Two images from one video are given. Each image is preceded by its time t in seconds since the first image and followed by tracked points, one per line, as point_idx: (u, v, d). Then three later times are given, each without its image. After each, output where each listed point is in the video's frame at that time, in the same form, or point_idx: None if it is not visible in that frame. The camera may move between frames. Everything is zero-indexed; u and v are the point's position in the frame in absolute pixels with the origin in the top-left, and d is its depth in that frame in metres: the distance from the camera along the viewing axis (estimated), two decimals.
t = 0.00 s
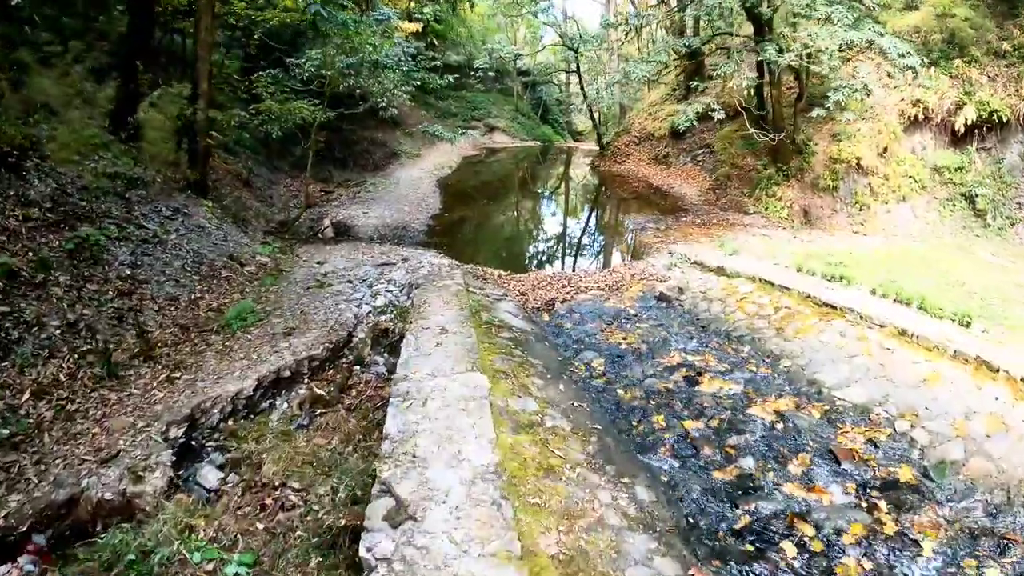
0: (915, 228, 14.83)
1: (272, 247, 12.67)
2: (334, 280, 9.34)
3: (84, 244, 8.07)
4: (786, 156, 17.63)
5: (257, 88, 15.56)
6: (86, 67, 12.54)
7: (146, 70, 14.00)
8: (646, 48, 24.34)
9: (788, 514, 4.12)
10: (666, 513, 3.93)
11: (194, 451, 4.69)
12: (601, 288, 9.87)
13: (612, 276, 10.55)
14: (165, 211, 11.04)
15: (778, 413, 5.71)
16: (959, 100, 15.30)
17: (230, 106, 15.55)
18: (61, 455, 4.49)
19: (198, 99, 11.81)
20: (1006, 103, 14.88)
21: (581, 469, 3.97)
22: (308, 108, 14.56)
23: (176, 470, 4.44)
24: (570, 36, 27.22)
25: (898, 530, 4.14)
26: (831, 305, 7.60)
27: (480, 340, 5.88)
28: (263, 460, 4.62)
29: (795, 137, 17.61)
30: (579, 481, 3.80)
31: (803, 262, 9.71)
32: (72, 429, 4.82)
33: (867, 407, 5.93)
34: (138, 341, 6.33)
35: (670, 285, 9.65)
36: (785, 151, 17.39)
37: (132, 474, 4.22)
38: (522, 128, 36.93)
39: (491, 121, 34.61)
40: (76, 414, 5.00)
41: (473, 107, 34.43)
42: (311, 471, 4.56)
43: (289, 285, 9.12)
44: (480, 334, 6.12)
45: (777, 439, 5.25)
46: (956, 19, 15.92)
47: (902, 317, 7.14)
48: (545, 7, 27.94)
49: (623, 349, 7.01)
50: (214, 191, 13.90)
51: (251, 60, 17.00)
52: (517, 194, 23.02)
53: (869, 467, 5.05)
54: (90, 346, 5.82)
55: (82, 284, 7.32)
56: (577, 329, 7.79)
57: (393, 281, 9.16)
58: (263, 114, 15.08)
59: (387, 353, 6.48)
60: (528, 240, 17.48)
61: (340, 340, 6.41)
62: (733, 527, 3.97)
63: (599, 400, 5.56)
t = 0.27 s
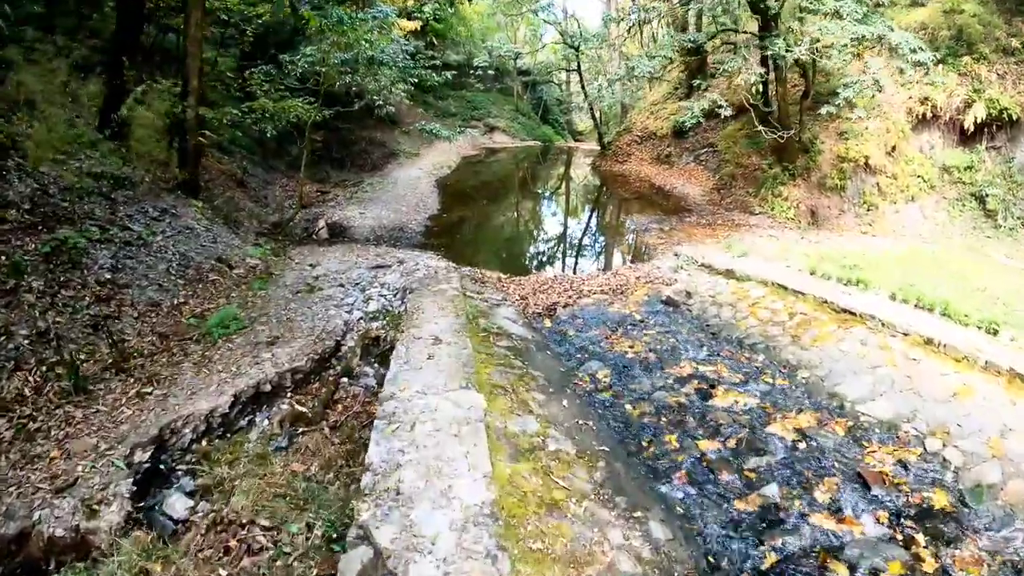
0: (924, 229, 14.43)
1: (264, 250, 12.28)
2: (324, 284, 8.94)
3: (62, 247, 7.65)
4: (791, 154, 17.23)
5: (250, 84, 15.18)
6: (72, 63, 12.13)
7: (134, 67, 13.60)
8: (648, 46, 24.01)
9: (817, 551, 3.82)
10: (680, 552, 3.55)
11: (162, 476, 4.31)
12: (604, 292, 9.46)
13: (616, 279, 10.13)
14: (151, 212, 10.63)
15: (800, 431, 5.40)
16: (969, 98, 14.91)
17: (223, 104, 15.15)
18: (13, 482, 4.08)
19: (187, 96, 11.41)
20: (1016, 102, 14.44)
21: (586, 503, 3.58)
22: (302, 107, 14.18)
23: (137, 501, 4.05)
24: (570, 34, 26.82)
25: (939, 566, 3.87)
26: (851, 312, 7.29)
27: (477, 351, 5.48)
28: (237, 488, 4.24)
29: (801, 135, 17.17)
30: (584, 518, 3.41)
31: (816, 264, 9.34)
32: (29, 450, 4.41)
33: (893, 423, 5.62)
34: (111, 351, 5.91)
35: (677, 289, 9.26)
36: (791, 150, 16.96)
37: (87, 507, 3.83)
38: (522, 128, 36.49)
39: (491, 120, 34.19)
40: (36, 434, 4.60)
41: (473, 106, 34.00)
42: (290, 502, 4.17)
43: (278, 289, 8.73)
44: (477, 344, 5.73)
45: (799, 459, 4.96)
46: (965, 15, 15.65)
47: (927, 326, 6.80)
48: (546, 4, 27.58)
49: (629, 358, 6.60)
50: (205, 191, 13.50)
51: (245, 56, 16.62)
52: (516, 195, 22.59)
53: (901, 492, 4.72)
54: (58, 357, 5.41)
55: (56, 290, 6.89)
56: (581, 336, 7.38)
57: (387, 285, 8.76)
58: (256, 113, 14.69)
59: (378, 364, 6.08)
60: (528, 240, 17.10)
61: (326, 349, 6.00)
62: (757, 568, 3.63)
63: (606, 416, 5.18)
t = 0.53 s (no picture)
0: (932, 234, 14.22)
1: (261, 255, 12.01)
2: (320, 292, 8.66)
3: (49, 254, 7.34)
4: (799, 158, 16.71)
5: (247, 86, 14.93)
6: (64, 64, 11.85)
7: (128, 67, 13.32)
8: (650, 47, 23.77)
9: None
10: None
11: (146, 506, 4.06)
12: (609, 300, 9.18)
13: (620, 286, 9.85)
14: (144, 216, 10.34)
15: (820, 453, 5.16)
16: (976, 101, 14.71)
17: (220, 105, 14.89)
18: None
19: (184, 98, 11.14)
20: None
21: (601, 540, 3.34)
22: (301, 108, 13.95)
23: (116, 537, 3.78)
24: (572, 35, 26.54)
25: None
26: (867, 323, 7.04)
27: (479, 367, 5.20)
28: (225, 520, 3.99)
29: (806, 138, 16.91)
30: (598, 559, 3.17)
31: (828, 272, 9.07)
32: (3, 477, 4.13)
33: (916, 443, 5.37)
34: (95, 366, 5.63)
35: (684, 297, 8.99)
36: (797, 153, 16.67)
37: (63, 544, 3.57)
38: (523, 129, 36.17)
39: (491, 122, 33.88)
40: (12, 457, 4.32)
41: (473, 107, 33.69)
42: (281, 537, 3.90)
43: (272, 297, 8.48)
44: (479, 359, 5.46)
45: (819, 484, 4.69)
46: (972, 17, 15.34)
47: (946, 339, 6.56)
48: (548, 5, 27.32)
49: (637, 372, 6.31)
50: (202, 195, 13.23)
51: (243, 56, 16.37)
52: (517, 197, 22.31)
53: (928, 520, 4.45)
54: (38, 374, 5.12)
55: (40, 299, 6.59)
56: (586, 347, 7.09)
57: (385, 293, 8.49)
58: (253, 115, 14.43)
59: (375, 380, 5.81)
60: (529, 243, 16.83)
61: (320, 363, 5.71)
62: None
63: (615, 437, 4.91)
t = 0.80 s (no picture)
0: (940, 236, 13.96)
1: (258, 256, 11.73)
2: (316, 295, 8.37)
3: (35, 255, 7.02)
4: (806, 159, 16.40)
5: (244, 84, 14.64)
6: (57, 62, 11.59)
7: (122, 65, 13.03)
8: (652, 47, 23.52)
9: None
10: None
11: (123, 529, 3.80)
12: (615, 303, 8.87)
13: (627, 289, 9.55)
14: (137, 216, 10.03)
15: (844, 468, 4.87)
16: (984, 101, 14.46)
17: (217, 104, 14.63)
18: None
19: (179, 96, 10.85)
20: None
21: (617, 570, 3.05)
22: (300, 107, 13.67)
23: (88, 567, 3.50)
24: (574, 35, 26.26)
25: None
26: (886, 329, 6.77)
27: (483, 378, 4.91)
28: (208, 545, 3.72)
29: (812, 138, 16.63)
30: None
31: (841, 275, 8.78)
32: None
33: (943, 457, 5.07)
34: (78, 374, 5.33)
35: (693, 300, 8.70)
36: (803, 153, 16.38)
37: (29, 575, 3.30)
38: (523, 130, 35.87)
39: (491, 123, 33.60)
40: None
41: (473, 108, 33.40)
42: (267, 564, 3.61)
43: (266, 301, 8.20)
44: (481, 368, 5.18)
45: (845, 502, 4.40)
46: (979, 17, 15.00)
47: (970, 346, 6.27)
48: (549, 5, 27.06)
49: (647, 380, 6.01)
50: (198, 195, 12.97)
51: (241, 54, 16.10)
52: (517, 198, 22.03)
53: (961, 540, 4.14)
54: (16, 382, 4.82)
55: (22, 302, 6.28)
56: (593, 353, 6.79)
57: (383, 296, 8.19)
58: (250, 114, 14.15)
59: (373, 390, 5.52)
60: (530, 245, 16.54)
61: (313, 372, 5.41)
62: None
63: (627, 451, 4.62)
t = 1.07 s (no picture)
0: (945, 239, 13.75)
1: (252, 258, 11.47)
2: (309, 299, 8.11)
3: (18, 258, 6.75)
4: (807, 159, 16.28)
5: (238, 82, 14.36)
6: (45, 59, 11.32)
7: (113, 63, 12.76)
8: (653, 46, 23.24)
9: None
10: None
11: (97, 553, 3.55)
12: (618, 307, 8.63)
13: (630, 293, 9.30)
14: (127, 217, 9.76)
15: (861, 486, 4.64)
16: (990, 101, 14.14)
17: (211, 103, 14.37)
18: None
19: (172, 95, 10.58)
20: None
21: None
22: (295, 106, 13.40)
23: None
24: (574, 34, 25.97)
25: None
26: (899, 337, 6.55)
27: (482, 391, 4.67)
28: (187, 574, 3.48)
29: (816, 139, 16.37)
30: None
31: (850, 279, 8.55)
32: None
33: (965, 473, 4.82)
34: (58, 385, 5.07)
35: (698, 305, 8.44)
36: (807, 154, 16.12)
37: None
38: (523, 130, 35.59)
39: (491, 122, 33.31)
40: None
41: (473, 108, 33.12)
42: None
43: (258, 305, 7.95)
44: (479, 379, 4.93)
45: (864, 524, 4.15)
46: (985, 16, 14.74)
47: (988, 355, 6.03)
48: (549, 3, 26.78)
49: (652, 390, 5.77)
50: (192, 196, 12.72)
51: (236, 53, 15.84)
52: (517, 198, 21.77)
53: (987, 565, 3.89)
54: None
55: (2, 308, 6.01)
56: (596, 361, 6.54)
57: (379, 300, 7.93)
58: (245, 113, 13.87)
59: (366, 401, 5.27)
60: (529, 245, 16.27)
61: (302, 383, 5.17)
62: None
63: (633, 470, 4.37)
